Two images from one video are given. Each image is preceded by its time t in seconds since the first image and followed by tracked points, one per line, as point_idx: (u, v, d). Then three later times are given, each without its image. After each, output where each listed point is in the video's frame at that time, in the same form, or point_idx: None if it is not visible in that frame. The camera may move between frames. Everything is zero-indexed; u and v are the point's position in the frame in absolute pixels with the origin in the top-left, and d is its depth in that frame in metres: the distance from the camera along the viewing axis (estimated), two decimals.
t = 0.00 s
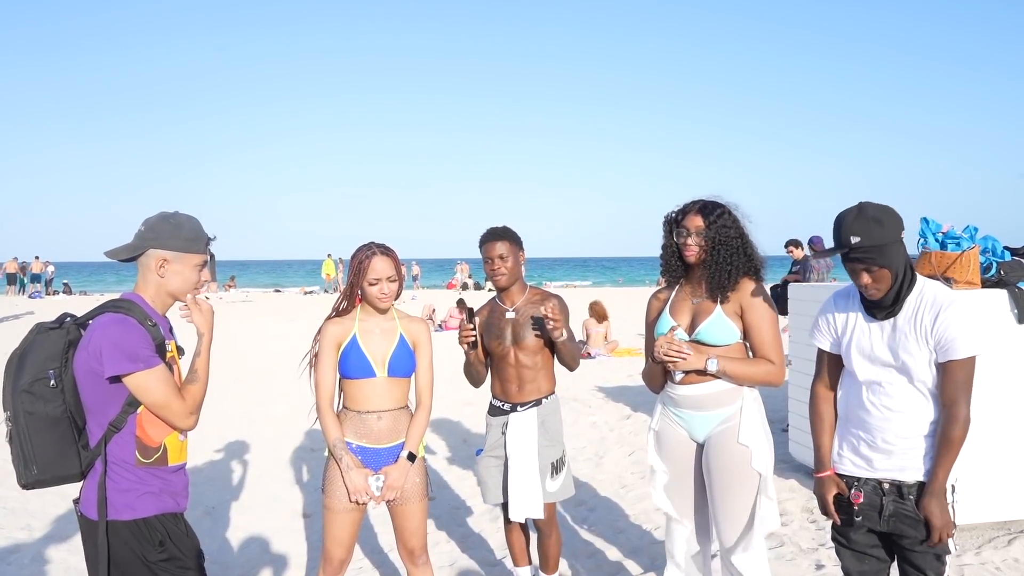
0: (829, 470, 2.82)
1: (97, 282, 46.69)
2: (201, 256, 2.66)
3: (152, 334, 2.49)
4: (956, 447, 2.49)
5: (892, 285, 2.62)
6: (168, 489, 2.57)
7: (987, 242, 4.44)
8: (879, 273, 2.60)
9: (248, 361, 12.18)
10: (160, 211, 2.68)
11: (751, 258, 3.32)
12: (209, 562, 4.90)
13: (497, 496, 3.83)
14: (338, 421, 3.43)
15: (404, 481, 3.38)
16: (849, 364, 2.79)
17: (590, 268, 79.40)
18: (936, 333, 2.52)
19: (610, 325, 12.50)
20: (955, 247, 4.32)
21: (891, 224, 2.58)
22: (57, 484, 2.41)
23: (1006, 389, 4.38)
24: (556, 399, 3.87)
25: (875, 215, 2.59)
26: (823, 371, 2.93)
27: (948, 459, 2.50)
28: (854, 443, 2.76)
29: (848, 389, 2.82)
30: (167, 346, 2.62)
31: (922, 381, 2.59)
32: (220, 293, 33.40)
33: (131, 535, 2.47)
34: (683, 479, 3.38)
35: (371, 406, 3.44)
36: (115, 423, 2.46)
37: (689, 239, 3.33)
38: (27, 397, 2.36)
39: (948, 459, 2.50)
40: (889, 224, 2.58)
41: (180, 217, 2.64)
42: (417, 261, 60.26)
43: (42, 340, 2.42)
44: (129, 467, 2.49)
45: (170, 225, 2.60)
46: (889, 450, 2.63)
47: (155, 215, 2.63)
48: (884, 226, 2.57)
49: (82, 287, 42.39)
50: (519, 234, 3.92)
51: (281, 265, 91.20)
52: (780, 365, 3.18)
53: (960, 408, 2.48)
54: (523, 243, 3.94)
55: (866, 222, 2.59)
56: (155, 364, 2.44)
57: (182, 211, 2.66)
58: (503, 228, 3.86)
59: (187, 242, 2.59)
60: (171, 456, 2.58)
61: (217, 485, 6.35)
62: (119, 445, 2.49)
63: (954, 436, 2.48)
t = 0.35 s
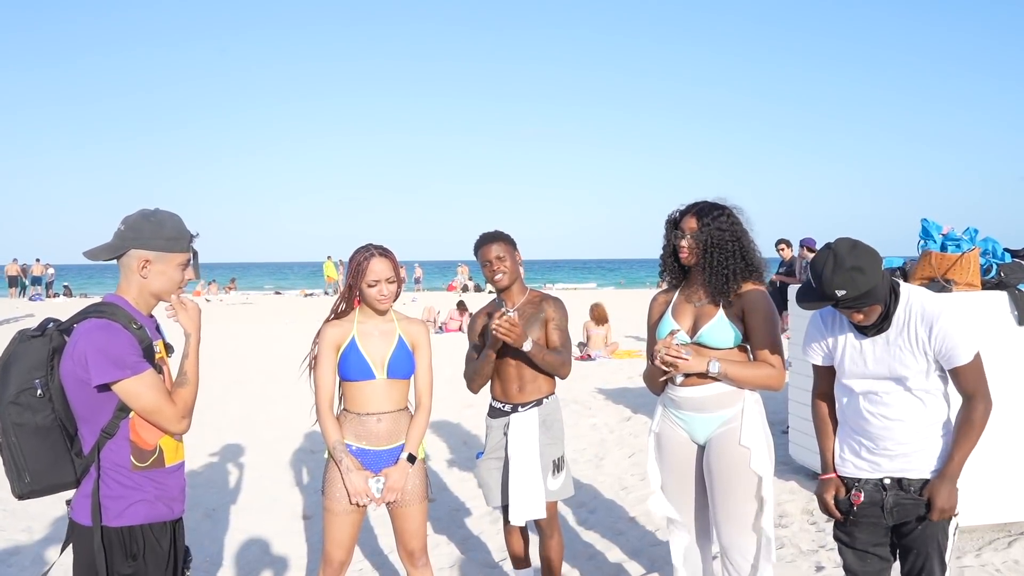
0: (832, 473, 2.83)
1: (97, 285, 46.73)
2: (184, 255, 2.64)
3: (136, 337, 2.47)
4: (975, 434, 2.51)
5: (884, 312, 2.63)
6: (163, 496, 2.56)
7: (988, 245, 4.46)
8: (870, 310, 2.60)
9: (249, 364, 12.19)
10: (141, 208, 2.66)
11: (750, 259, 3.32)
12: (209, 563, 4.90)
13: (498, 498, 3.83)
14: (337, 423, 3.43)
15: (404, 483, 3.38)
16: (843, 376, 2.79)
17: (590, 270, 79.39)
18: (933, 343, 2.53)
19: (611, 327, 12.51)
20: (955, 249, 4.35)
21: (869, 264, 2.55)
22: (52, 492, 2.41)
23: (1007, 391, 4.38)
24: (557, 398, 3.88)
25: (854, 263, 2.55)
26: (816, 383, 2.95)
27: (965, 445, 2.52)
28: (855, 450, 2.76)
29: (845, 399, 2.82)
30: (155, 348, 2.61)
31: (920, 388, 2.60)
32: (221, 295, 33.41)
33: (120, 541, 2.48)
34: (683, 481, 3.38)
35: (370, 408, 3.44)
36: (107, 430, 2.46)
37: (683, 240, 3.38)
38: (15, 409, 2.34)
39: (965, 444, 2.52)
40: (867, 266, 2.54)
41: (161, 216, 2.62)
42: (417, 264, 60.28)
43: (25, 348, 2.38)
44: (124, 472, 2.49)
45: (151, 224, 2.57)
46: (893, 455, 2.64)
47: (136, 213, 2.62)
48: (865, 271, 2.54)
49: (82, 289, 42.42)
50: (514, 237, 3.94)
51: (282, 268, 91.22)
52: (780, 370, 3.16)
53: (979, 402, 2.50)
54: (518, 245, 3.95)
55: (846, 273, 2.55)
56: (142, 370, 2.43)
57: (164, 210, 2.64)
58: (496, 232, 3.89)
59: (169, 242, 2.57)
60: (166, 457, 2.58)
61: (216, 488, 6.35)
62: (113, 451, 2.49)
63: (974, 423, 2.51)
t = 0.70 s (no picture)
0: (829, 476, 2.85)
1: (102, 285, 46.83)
2: (169, 261, 2.59)
3: (120, 350, 2.41)
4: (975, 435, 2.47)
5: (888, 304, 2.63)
6: (157, 501, 2.57)
7: (993, 243, 4.43)
8: (875, 301, 2.60)
9: (254, 364, 12.21)
10: (123, 212, 2.61)
11: (754, 256, 3.31)
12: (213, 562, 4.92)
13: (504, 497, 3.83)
14: (342, 424, 3.43)
15: (408, 483, 3.38)
16: (844, 370, 2.79)
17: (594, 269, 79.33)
18: (937, 339, 2.52)
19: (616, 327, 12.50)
20: (960, 248, 4.31)
21: (878, 255, 2.55)
22: (43, 501, 2.38)
23: (1013, 391, 4.36)
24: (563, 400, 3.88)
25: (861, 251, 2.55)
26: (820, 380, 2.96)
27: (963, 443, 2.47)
28: (851, 445, 2.75)
29: (844, 395, 2.82)
30: (143, 356, 2.62)
31: (919, 385, 2.59)
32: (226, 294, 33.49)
33: (112, 547, 2.50)
34: (687, 480, 3.38)
35: (373, 408, 3.45)
36: (96, 443, 2.44)
37: (687, 239, 3.38)
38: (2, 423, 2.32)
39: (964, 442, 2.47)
40: (876, 256, 2.54)
41: (144, 221, 2.56)
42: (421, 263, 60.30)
43: (10, 361, 2.34)
44: (119, 482, 2.51)
45: (133, 230, 2.52)
46: (886, 451, 2.63)
47: (119, 218, 2.56)
48: (872, 260, 2.54)
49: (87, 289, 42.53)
50: (521, 238, 3.94)
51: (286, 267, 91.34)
52: (787, 370, 3.16)
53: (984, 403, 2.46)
54: (525, 246, 3.95)
55: (854, 261, 2.55)
56: (126, 387, 2.38)
57: (147, 214, 2.58)
58: (504, 233, 3.90)
59: (152, 248, 2.53)
60: (160, 465, 2.58)
61: (219, 488, 6.36)
62: (106, 462, 2.50)
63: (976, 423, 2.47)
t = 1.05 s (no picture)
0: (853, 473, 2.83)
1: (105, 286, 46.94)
2: (170, 265, 2.59)
3: (121, 353, 2.43)
4: (991, 461, 2.35)
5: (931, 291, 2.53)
6: (168, 504, 2.58)
7: (996, 244, 4.43)
8: (919, 281, 2.49)
9: (256, 364, 12.24)
10: (124, 215, 2.61)
11: (756, 254, 3.31)
12: (217, 562, 4.93)
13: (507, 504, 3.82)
14: (344, 425, 3.44)
15: (411, 483, 3.38)
16: (878, 368, 2.74)
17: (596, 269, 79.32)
18: (965, 343, 2.42)
19: (618, 328, 12.50)
20: (963, 248, 4.32)
21: (933, 232, 2.47)
22: (57, 508, 2.39)
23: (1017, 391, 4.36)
24: (570, 406, 3.84)
25: (918, 222, 2.47)
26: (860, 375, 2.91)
27: (981, 470, 2.35)
28: (878, 449, 2.69)
29: (876, 396, 2.76)
30: (145, 359, 2.62)
31: (945, 390, 2.50)
32: (229, 295, 33.55)
33: (122, 548, 2.51)
34: (688, 480, 3.38)
35: (377, 408, 3.45)
36: (103, 448, 2.46)
37: (688, 240, 3.39)
38: (9, 430, 2.31)
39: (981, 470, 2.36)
40: (931, 232, 2.46)
41: (144, 225, 2.56)
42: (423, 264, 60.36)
43: (15, 368, 2.35)
44: (128, 484, 2.51)
45: (132, 235, 2.52)
46: (907, 457, 2.56)
47: (119, 221, 2.57)
48: (926, 234, 2.46)
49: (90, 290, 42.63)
50: (541, 242, 3.87)
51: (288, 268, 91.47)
52: (788, 371, 3.16)
53: (1002, 423, 2.34)
54: (544, 250, 3.87)
55: (908, 230, 2.47)
56: (126, 391, 2.38)
57: (147, 217, 2.59)
58: (524, 235, 3.83)
59: (150, 252, 2.52)
60: (170, 467, 2.60)
61: (222, 489, 6.37)
62: (115, 465, 2.50)
63: (992, 447, 2.35)
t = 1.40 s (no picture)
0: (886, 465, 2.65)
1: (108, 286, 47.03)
2: (171, 264, 2.60)
3: (127, 353, 2.43)
4: None
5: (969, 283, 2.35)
6: (173, 504, 2.59)
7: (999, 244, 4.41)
8: (960, 266, 2.33)
9: (259, 364, 12.28)
10: (126, 216, 2.62)
11: (755, 255, 3.32)
12: (219, 563, 4.94)
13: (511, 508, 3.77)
14: (347, 425, 3.44)
15: (413, 484, 3.39)
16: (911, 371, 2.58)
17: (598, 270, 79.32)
18: (1002, 346, 2.25)
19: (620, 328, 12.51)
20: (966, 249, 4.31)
21: (990, 218, 2.32)
22: (63, 507, 2.40)
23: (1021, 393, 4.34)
24: (585, 411, 3.87)
25: (980, 205, 2.32)
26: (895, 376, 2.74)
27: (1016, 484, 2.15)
28: (911, 457, 2.54)
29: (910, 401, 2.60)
30: (150, 360, 2.63)
31: (978, 397, 2.32)
32: (233, 295, 33.65)
33: (128, 548, 2.51)
34: (687, 480, 3.38)
35: (380, 408, 3.46)
36: (109, 447, 2.46)
37: (687, 241, 3.39)
38: (15, 431, 2.33)
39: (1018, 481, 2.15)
40: (988, 216, 2.32)
41: (145, 225, 2.56)
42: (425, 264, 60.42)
43: (20, 368, 2.36)
44: (135, 484, 2.52)
45: (133, 235, 2.53)
46: (938, 468, 2.41)
47: (121, 222, 2.58)
48: (983, 216, 2.31)
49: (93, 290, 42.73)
50: (568, 248, 3.76)
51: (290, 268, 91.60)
52: (782, 374, 3.14)
53: None
54: (569, 256, 3.78)
55: (965, 207, 2.32)
56: (132, 391, 2.39)
57: (148, 217, 2.59)
58: (553, 240, 3.71)
59: (152, 251, 2.53)
60: (175, 467, 2.61)
61: (225, 488, 6.39)
62: (121, 465, 2.50)
63: None
